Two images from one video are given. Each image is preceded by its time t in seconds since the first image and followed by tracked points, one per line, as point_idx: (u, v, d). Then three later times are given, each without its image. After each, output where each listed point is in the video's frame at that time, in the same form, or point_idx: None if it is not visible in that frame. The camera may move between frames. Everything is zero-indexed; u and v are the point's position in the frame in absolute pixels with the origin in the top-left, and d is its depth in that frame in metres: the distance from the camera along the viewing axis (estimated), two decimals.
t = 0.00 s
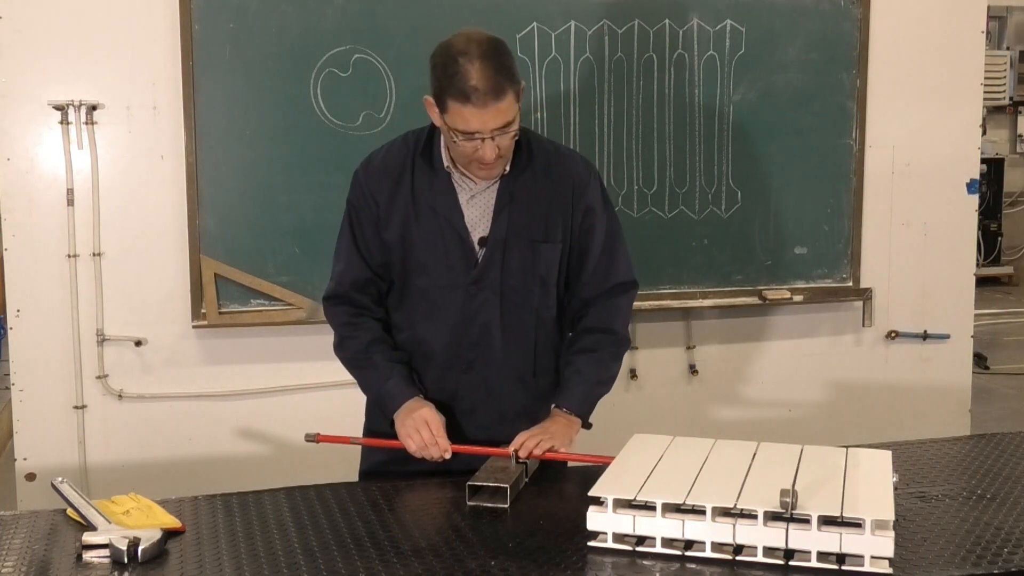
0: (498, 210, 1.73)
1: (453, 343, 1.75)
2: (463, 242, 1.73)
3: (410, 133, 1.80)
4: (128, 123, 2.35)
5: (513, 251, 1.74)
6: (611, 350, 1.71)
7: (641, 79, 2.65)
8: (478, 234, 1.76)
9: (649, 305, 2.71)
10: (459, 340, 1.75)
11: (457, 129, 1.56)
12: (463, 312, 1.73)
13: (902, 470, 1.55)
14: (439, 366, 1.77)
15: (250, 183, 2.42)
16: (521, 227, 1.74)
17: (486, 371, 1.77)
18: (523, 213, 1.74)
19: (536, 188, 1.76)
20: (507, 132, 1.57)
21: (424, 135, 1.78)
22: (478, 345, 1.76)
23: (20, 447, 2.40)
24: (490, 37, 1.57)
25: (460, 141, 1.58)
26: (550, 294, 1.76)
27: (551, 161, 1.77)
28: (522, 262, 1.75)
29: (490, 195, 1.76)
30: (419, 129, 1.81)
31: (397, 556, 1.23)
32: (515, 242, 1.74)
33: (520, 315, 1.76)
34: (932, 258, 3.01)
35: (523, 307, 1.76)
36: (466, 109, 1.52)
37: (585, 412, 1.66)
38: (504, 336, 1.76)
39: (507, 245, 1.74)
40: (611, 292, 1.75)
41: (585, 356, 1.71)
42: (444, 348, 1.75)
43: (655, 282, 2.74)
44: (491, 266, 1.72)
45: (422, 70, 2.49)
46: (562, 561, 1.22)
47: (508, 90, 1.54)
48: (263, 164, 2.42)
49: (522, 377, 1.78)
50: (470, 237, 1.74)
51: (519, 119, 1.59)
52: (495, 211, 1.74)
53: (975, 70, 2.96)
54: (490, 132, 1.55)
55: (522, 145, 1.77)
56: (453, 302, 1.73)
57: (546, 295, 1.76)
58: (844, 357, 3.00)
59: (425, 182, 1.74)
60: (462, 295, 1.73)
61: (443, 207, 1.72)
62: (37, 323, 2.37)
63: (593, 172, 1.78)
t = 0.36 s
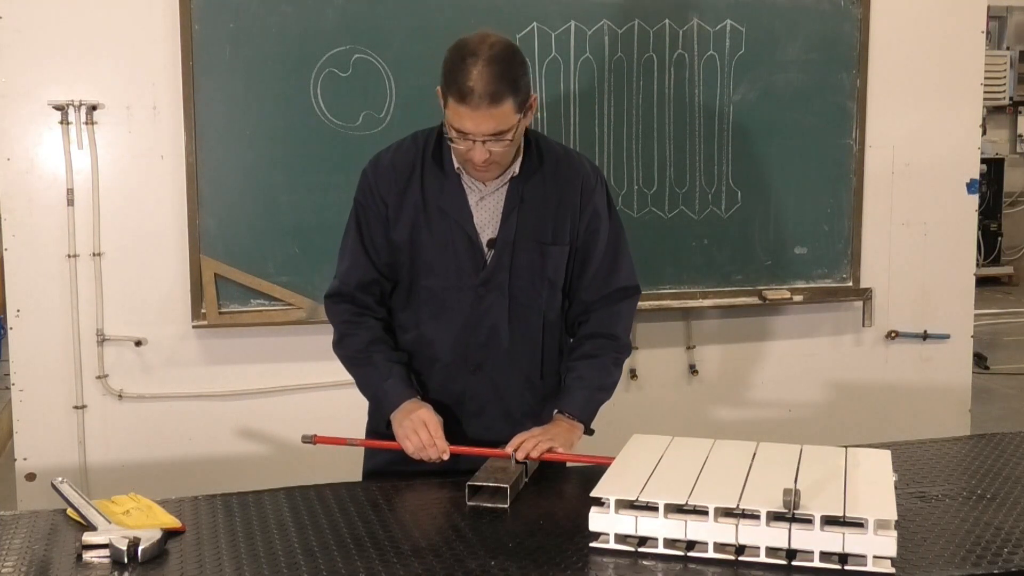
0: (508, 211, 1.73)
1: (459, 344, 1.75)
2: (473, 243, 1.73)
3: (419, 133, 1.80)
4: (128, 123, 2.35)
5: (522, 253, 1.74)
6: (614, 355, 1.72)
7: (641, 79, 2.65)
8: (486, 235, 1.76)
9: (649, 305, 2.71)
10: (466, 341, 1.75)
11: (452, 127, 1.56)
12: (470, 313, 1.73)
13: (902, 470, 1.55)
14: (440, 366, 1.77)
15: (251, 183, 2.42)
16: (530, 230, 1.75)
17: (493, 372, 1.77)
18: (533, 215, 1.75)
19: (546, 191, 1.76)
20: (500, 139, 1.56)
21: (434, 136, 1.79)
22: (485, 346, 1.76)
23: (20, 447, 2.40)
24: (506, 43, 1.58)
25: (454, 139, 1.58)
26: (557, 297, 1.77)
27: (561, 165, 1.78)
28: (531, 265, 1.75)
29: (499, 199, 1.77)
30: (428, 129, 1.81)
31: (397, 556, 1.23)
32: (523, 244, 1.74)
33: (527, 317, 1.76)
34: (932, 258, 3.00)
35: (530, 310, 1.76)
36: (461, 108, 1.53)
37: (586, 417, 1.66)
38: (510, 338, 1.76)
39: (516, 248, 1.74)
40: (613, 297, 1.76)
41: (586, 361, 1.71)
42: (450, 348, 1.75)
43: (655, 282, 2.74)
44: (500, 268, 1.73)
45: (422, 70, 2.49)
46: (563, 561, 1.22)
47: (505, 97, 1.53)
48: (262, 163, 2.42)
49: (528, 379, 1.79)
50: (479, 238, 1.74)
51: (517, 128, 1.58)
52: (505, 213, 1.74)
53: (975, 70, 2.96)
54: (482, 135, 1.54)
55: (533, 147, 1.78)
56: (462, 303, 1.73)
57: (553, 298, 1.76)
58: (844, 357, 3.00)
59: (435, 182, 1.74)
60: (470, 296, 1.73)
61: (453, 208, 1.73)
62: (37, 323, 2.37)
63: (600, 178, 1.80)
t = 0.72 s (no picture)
0: (506, 209, 1.74)
1: (457, 342, 1.75)
2: (471, 240, 1.73)
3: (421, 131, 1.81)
4: (128, 123, 2.35)
5: (520, 250, 1.75)
6: (612, 353, 1.71)
7: (641, 79, 2.65)
8: (485, 232, 1.77)
9: (649, 305, 2.71)
10: (463, 339, 1.75)
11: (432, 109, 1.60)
12: (468, 311, 1.74)
13: (901, 469, 1.55)
14: (439, 364, 1.76)
15: (250, 183, 2.42)
16: (529, 228, 1.75)
17: (490, 370, 1.77)
18: (531, 213, 1.75)
19: (545, 189, 1.77)
20: (474, 126, 1.58)
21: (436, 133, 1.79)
22: (483, 344, 1.76)
23: (20, 447, 2.40)
24: (502, 37, 1.61)
25: (433, 122, 1.62)
26: (555, 295, 1.77)
27: (560, 163, 1.78)
28: (529, 263, 1.75)
29: (498, 195, 1.77)
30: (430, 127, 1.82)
31: (397, 556, 1.23)
32: (522, 242, 1.75)
33: (525, 315, 1.76)
34: (932, 258, 3.00)
35: (528, 307, 1.76)
36: (438, 89, 1.57)
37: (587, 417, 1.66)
38: (508, 337, 1.76)
39: (514, 246, 1.75)
40: (614, 296, 1.76)
41: (584, 357, 1.70)
42: (448, 346, 1.75)
43: (655, 282, 2.74)
44: (498, 265, 1.73)
45: (422, 70, 2.49)
46: (562, 561, 1.22)
47: (480, 83, 1.56)
48: (262, 164, 2.42)
49: (527, 378, 1.78)
50: (477, 235, 1.74)
51: (493, 121, 1.60)
52: (503, 211, 1.74)
53: (975, 70, 2.96)
54: (454, 119, 1.57)
55: (532, 144, 1.78)
56: (460, 300, 1.74)
57: (551, 295, 1.77)
58: (844, 358, 3.00)
59: (436, 179, 1.75)
60: (469, 293, 1.73)
61: (453, 205, 1.73)
62: (37, 323, 2.37)
63: (600, 176, 1.80)
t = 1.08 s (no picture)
0: (506, 209, 1.74)
1: (459, 342, 1.75)
2: (472, 241, 1.73)
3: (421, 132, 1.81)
4: (128, 123, 2.35)
5: (520, 250, 1.75)
6: (613, 353, 1.68)
7: (641, 79, 2.65)
8: (484, 233, 1.77)
9: (650, 305, 2.71)
10: (464, 339, 1.75)
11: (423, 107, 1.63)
12: (469, 311, 1.74)
13: (902, 469, 1.55)
14: (440, 365, 1.77)
15: (250, 183, 2.42)
16: (528, 227, 1.75)
17: (491, 371, 1.77)
18: (531, 213, 1.75)
19: (545, 189, 1.76)
20: (462, 123, 1.59)
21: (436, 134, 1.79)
22: (483, 344, 1.76)
23: (20, 447, 2.41)
24: (493, 35, 1.62)
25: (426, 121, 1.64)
26: (554, 294, 1.77)
27: (559, 163, 1.78)
28: (529, 263, 1.75)
29: (497, 195, 1.77)
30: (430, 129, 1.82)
31: (397, 556, 1.23)
32: (522, 242, 1.75)
33: (525, 315, 1.76)
34: (932, 258, 3.00)
35: (528, 307, 1.76)
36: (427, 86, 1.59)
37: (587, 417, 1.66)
38: (509, 337, 1.76)
39: (514, 245, 1.75)
40: (614, 295, 1.73)
41: (583, 357, 1.68)
42: (449, 347, 1.75)
43: (656, 282, 2.74)
44: (498, 265, 1.73)
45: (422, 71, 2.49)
46: (562, 561, 1.22)
47: (467, 79, 1.57)
48: (262, 164, 2.42)
49: (527, 378, 1.78)
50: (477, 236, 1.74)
51: (482, 118, 1.60)
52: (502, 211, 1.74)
53: (975, 69, 2.96)
54: (442, 115, 1.58)
55: (531, 144, 1.77)
56: (461, 301, 1.74)
57: (551, 294, 1.77)
58: (844, 357, 3.00)
59: (436, 181, 1.75)
60: (469, 293, 1.73)
61: (453, 206, 1.73)
62: (37, 323, 2.38)
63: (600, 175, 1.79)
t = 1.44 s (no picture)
0: (488, 212, 1.73)
1: (445, 345, 1.75)
2: (455, 244, 1.73)
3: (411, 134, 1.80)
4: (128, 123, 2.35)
5: (503, 254, 1.74)
6: (581, 357, 1.66)
7: (641, 79, 2.65)
8: (467, 237, 1.76)
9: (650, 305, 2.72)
10: (450, 342, 1.75)
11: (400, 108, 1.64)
12: (452, 314, 1.74)
13: (902, 469, 1.55)
14: (429, 366, 1.77)
15: (249, 183, 2.42)
16: (510, 230, 1.74)
17: (479, 373, 1.77)
18: (512, 216, 1.74)
19: (526, 191, 1.75)
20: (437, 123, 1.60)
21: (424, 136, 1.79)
22: (468, 347, 1.75)
23: (20, 447, 2.41)
24: (470, 35, 1.63)
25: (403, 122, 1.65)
26: (536, 298, 1.76)
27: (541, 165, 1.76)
28: (512, 266, 1.75)
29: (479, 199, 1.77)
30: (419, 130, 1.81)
31: (397, 556, 1.23)
32: (504, 245, 1.74)
33: (509, 318, 1.75)
34: (932, 258, 3.00)
35: (513, 310, 1.75)
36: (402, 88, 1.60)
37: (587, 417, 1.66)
38: (495, 339, 1.76)
39: (497, 249, 1.74)
40: (585, 297, 1.70)
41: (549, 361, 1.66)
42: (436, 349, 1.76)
43: (656, 281, 2.74)
44: (480, 268, 1.73)
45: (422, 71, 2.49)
46: (562, 561, 1.22)
47: (440, 80, 1.58)
48: (261, 164, 2.42)
49: (516, 382, 1.78)
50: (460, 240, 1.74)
51: (457, 118, 1.60)
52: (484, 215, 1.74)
53: (975, 69, 2.96)
54: (417, 116, 1.59)
55: (514, 147, 1.76)
56: (445, 304, 1.74)
57: (531, 298, 1.76)
58: (844, 357, 3.00)
59: (422, 184, 1.75)
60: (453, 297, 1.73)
61: (438, 209, 1.73)
62: (38, 322, 2.38)
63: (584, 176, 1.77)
